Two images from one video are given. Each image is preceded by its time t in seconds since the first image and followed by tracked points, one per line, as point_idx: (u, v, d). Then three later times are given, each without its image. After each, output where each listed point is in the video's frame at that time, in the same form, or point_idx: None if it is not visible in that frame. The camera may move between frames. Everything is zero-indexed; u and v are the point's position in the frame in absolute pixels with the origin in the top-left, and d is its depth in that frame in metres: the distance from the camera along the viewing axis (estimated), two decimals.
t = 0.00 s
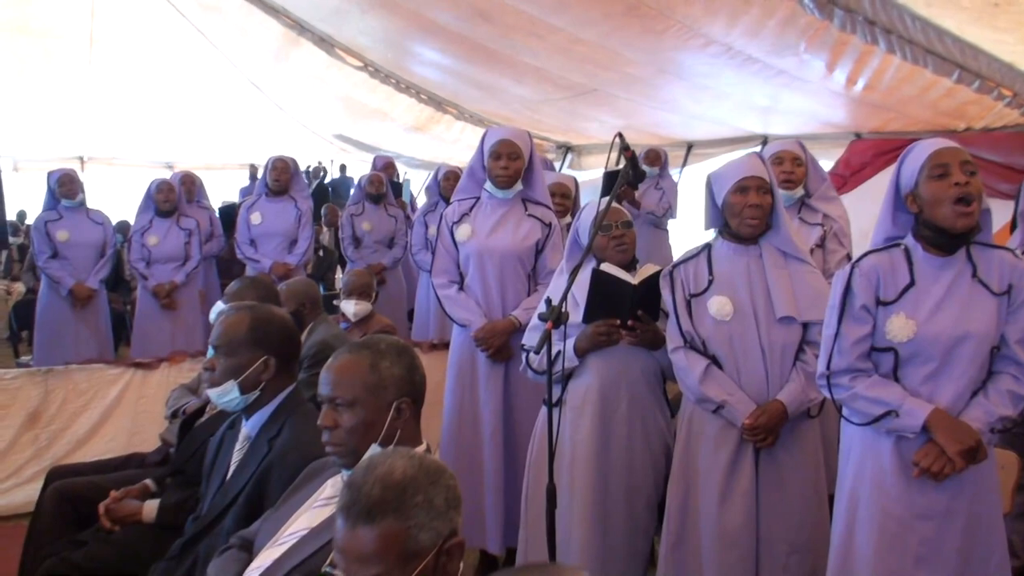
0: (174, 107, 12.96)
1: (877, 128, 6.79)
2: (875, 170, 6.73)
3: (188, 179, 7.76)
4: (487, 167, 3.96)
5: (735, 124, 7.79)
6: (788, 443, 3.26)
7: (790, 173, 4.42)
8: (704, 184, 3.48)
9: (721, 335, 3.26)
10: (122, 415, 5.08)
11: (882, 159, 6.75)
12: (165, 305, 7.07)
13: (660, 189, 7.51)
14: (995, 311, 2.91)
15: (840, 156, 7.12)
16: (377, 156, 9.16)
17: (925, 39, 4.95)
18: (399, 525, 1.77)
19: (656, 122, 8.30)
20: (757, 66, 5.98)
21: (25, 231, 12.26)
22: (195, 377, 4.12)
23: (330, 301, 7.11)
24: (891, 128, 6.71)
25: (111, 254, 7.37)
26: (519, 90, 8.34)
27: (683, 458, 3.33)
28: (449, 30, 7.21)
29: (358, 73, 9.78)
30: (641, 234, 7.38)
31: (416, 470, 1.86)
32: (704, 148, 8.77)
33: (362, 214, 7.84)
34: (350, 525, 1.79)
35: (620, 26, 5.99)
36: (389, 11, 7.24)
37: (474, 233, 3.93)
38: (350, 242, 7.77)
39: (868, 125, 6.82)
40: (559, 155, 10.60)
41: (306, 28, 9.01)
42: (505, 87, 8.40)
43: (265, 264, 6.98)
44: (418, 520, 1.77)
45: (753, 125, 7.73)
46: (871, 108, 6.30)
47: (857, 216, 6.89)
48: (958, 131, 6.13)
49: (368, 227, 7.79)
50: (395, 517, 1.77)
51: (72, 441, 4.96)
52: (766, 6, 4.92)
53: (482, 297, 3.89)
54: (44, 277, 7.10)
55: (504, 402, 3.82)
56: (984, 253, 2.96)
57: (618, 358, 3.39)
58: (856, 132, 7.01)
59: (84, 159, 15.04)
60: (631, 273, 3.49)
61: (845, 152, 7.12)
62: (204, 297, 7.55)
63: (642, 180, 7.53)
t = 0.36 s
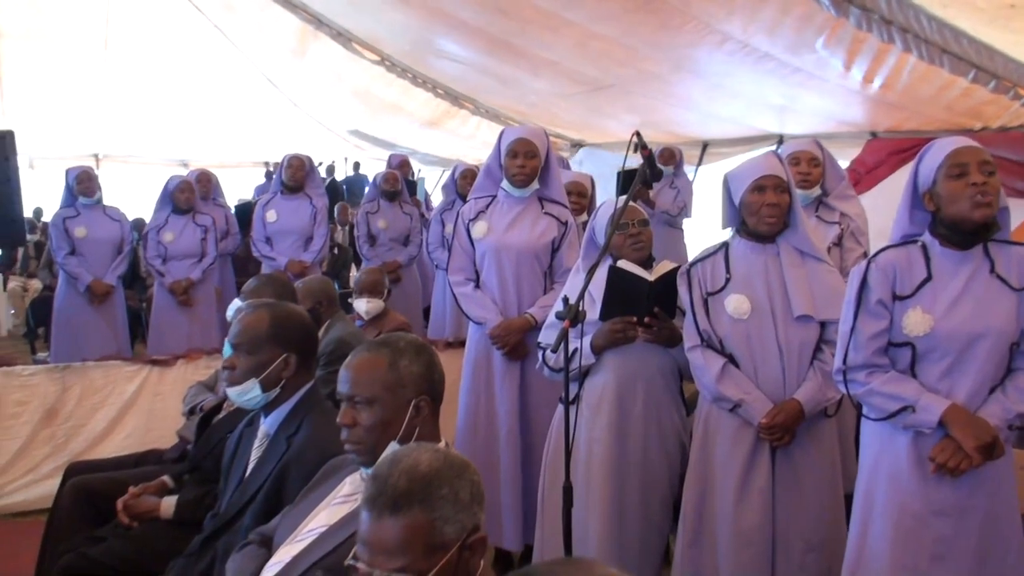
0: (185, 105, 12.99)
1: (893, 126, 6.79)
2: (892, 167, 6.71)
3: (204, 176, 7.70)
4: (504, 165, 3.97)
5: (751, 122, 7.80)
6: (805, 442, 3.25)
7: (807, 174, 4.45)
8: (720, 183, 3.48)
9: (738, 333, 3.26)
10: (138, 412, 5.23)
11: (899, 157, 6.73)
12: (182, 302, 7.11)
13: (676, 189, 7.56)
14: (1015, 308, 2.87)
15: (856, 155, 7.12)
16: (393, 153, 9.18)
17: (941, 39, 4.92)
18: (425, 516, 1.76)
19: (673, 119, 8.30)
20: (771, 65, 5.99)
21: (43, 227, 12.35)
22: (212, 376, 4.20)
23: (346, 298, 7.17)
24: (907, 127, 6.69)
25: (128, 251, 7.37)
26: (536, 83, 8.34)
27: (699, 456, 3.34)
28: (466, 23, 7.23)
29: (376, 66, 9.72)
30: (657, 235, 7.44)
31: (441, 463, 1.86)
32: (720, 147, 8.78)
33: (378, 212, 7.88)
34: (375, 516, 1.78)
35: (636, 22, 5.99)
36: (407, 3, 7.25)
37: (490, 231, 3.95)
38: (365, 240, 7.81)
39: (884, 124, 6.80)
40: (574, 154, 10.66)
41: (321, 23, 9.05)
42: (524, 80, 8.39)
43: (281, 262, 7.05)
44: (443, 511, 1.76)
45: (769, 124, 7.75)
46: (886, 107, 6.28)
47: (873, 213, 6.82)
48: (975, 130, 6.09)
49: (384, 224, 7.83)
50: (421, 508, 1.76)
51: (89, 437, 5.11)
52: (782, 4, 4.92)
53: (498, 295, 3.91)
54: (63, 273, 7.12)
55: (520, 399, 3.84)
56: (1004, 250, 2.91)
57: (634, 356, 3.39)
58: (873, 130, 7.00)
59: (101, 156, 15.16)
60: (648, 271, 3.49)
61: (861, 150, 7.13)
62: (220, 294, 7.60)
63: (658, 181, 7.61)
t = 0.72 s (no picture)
0: (199, 105, 13.03)
1: (910, 126, 6.78)
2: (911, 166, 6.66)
3: (220, 175, 7.75)
4: (522, 165, 3.98)
5: (769, 121, 7.80)
6: (822, 443, 3.24)
7: (825, 175, 4.44)
8: (738, 184, 3.48)
9: (755, 334, 3.26)
10: (155, 411, 5.25)
11: (917, 157, 6.69)
12: (199, 301, 7.14)
13: (691, 190, 7.63)
14: None
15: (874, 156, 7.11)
16: (409, 152, 9.21)
17: (962, 37, 4.88)
18: (454, 517, 1.76)
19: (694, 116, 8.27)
20: (789, 62, 5.98)
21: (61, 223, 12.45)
22: (229, 373, 4.26)
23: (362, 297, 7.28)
24: (925, 126, 6.67)
25: (146, 249, 7.39)
26: (553, 77, 8.34)
27: (715, 457, 3.34)
28: (484, 16, 7.24)
29: (392, 65, 9.72)
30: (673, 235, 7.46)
31: (467, 463, 1.86)
32: (736, 147, 8.78)
33: (395, 211, 7.89)
34: (404, 518, 1.77)
35: (655, 18, 5.99)
36: None
37: (507, 230, 3.97)
38: (382, 239, 7.82)
39: (902, 123, 6.78)
40: (589, 153, 10.71)
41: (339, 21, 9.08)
42: (543, 75, 8.38)
43: (297, 262, 7.10)
44: (473, 512, 1.76)
45: (788, 124, 7.75)
46: (904, 106, 6.26)
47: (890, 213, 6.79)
48: (994, 130, 6.05)
49: (401, 224, 7.85)
50: (451, 508, 1.76)
51: (106, 435, 5.15)
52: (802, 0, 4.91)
53: (515, 295, 3.93)
54: (81, 271, 7.15)
55: (536, 398, 3.85)
56: None
57: (651, 356, 3.39)
58: (890, 130, 6.99)
59: (117, 154, 15.27)
60: (666, 271, 3.49)
61: (878, 151, 7.13)
62: (237, 293, 7.62)
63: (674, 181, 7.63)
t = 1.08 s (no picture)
0: (210, 107, 13.07)
1: (925, 126, 6.76)
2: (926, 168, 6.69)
3: (234, 176, 7.77)
4: (536, 166, 3.99)
5: (782, 121, 7.80)
6: (837, 445, 3.24)
7: (842, 176, 4.45)
8: (752, 185, 3.49)
9: (769, 335, 3.26)
10: (169, 413, 5.27)
11: (932, 158, 6.71)
12: (213, 301, 7.15)
13: (704, 190, 7.59)
14: None
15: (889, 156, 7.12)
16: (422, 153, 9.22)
17: (975, 40, 4.87)
18: (482, 523, 1.76)
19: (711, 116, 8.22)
20: (803, 61, 5.98)
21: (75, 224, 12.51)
22: (244, 373, 4.29)
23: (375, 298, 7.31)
24: (940, 127, 6.66)
25: (159, 250, 7.41)
26: (566, 77, 8.34)
27: (729, 458, 3.34)
28: (498, 16, 7.26)
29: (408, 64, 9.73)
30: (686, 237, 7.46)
31: (493, 468, 1.86)
32: (749, 147, 8.78)
33: (410, 211, 7.94)
34: (431, 524, 1.77)
35: (669, 18, 6.00)
36: None
37: (520, 232, 3.98)
38: (397, 240, 7.89)
39: (915, 124, 6.76)
40: (602, 155, 10.70)
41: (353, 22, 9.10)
42: (556, 75, 8.38)
43: (310, 262, 7.13)
44: (500, 519, 1.77)
45: (801, 124, 7.75)
46: (917, 106, 6.25)
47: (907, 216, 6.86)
48: (1009, 130, 6.04)
49: (416, 224, 7.90)
50: (479, 515, 1.76)
51: (120, 435, 5.16)
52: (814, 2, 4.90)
53: (528, 296, 3.94)
54: (96, 272, 7.18)
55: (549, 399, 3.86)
56: None
57: (665, 358, 3.39)
58: (903, 131, 6.98)
59: (129, 154, 15.35)
60: (680, 273, 3.50)
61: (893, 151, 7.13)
62: (250, 294, 7.65)
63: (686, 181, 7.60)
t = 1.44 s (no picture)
0: (219, 107, 13.11)
1: (934, 132, 6.74)
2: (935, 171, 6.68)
3: (243, 176, 7.79)
4: (545, 168, 4.00)
5: (790, 125, 7.79)
6: (846, 449, 3.23)
7: (853, 180, 4.45)
8: (762, 188, 3.48)
9: (778, 338, 3.25)
10: (176, 413, 5.27)
11: (941, 161, 6.69)
12: (222, 301, 7.16)
13: (714, 193, 7.56)
14: None
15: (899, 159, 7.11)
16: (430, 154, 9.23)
17: (987, 42, 4.85)
18: (484, 516, 1.76)
19: (717, 121, 8.25)
20: (813, 66, 5.97)
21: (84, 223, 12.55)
22: (252, 372, 4.29)
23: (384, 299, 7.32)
24: (950, 131, 6.64)
25: (168, 250, 7.42)
26: (575, 81, 8.34)
27: (737, 461, 3.33)
28: (507, 21, 7.29)
29: (417, 65, 9.74)
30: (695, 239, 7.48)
31: (497, 463, 1.86)
32: (757, 150, 8.78)
33: (419, 212, 7.96)
34: (432, 516, 1.77)
35: (679, 22, 6.01)
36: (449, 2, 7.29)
37: (529, 233, 3.98)
38: (406, 240, 7.89)
39: (924, 128, 6.74)
40: (611, 156, 10.68)
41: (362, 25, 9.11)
42: (565, 79, 8.38)
43: (319, 262, 7.15)
44: (502, 512, 1.76)
45: (810, 128, 7.74)
46: (926, 111, 6.24)
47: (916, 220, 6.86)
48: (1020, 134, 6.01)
49: (425, 225, 7.91)
50: (480, 507, 1.76)
51: (127, 434, 5.17)
52: (824, 4, 4.90)
53: (536, 297, 3.94)
54: (104, 271, 7.19)
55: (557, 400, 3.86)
56: None
57: (674, 360, 3.39)
58: (912, 135, 6.97)
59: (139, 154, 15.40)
60: (689, 275, 3.48)
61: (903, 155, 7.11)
62: (259, 293, 7.66)
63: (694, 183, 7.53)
